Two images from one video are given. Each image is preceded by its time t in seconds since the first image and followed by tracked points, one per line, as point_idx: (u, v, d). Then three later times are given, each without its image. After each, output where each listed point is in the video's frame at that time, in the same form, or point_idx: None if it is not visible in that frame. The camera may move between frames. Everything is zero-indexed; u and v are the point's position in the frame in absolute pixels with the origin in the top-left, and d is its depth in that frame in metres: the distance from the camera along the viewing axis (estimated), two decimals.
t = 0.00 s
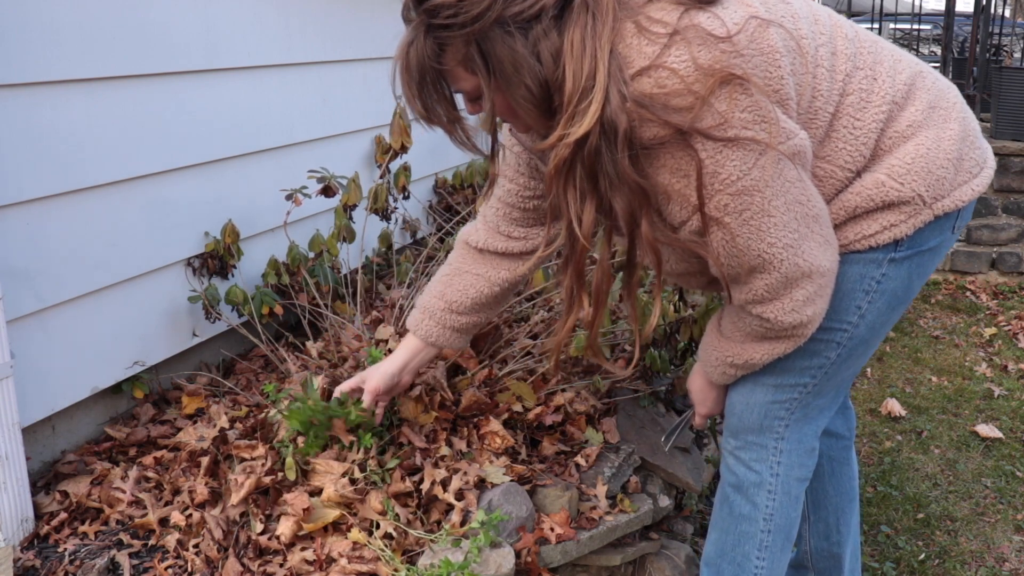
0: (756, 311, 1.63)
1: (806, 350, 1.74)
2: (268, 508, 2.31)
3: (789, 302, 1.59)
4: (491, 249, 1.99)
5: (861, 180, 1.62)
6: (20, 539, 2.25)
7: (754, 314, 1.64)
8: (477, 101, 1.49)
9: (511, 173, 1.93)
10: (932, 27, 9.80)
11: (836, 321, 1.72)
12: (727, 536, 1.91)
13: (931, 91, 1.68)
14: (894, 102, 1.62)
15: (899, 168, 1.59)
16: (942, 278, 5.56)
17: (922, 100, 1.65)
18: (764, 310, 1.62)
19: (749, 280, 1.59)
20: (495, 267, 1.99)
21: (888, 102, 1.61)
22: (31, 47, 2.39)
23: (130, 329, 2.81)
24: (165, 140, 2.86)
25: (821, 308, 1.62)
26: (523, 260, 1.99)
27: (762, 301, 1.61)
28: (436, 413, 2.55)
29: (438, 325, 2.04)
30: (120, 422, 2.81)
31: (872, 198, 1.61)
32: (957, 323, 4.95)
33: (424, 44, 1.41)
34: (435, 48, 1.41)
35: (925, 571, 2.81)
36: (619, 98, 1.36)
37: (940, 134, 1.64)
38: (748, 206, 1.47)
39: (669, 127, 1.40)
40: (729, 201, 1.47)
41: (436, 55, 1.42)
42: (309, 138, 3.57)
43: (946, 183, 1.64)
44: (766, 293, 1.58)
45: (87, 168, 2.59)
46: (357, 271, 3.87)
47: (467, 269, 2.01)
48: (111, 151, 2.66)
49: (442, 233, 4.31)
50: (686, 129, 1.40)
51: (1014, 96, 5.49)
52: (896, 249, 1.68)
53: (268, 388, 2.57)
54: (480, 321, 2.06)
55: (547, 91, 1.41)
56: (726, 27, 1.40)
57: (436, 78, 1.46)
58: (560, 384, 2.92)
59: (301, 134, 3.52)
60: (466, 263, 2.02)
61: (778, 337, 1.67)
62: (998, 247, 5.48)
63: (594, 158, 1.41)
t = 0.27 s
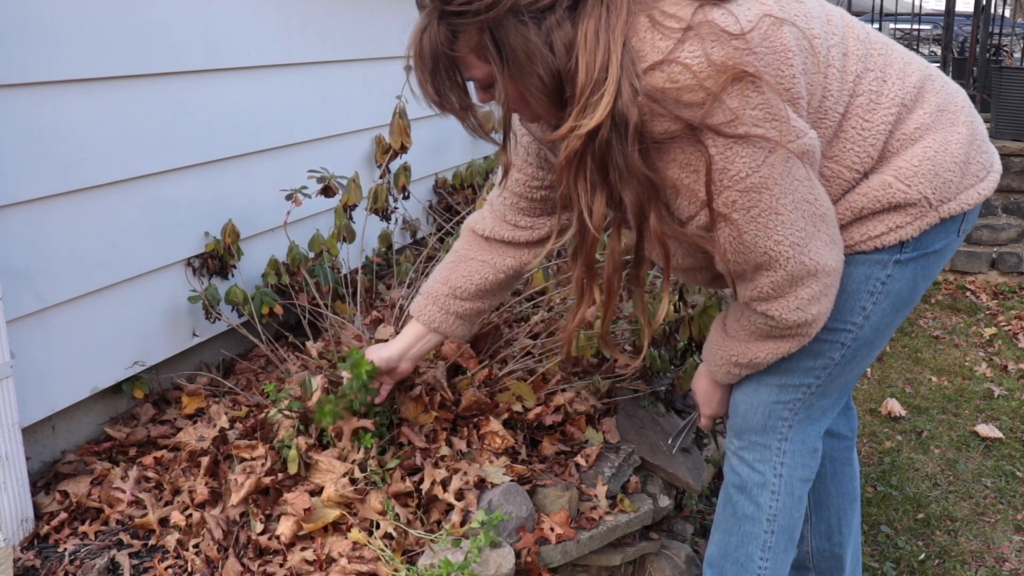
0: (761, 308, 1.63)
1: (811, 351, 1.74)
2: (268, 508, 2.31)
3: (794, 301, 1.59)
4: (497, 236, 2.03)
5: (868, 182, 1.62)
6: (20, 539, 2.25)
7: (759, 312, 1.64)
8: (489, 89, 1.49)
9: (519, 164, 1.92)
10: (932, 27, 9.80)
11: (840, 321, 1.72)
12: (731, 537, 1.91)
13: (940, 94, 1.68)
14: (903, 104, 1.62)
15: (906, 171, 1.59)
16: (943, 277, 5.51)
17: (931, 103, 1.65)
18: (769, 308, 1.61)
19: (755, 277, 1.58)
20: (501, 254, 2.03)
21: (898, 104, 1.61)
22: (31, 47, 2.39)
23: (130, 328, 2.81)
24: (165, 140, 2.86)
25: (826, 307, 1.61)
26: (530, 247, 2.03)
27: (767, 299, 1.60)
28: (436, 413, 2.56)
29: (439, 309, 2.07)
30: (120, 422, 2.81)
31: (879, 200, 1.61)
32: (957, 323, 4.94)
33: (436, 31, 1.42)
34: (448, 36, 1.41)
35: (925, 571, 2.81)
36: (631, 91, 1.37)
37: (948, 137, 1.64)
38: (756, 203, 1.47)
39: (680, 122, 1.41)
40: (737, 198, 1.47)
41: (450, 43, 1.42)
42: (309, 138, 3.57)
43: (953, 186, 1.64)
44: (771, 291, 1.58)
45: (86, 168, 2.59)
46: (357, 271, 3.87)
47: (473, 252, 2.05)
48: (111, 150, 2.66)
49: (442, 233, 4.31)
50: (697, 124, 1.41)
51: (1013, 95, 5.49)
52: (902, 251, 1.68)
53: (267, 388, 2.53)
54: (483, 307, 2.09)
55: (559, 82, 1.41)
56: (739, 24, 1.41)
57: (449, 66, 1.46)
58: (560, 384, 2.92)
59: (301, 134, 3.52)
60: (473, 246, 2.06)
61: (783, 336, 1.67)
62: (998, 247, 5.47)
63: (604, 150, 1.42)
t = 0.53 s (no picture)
0: (764, 307, 1.62)
1: (814, 350, 1.74)
2: (268, 508, 2.31)
3: (798, 299, 1.58)
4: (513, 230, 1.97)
5: (870, 182, 1.62)
6: (20, 540, 2.25)
7: (762, 311, 1.64)
8: (493, 88, 1.48)
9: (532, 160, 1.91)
10: (932, 27, 9.80)
11: (842, 321, 1.72)
12: (732, 537, 1.91)
13: (941, 94, 1.68)
14: (905, 104, 1.62)
15: (909, 170, 1.59)
16: (942, 278, 5.52)
17: (933, 103, 1.65)
18: (772, 307, 1.61)
19: (759, 276, 1.58)
20: (516, 246, 1.98)
21: (900, 103, 1.61)
22: (31, 47, 2.39)
23: (130, 328, 2.81)
24: (165, 140, 2.86)
25: (829, 306, 1.61)
26: (543, 244, 1.99)
27: (771, 298, 1.60)
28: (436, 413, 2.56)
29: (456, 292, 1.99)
30: (120, 422, 2.81)
31: (881, 199, 1.61)
32: (957, 323, 4.94)
33: (440, 29, 1.41)
34: (452, 33, 1.41)
35: (925, 571, 2.81)
36: (637, 89, 1.38)
37: (949, 137, 1.64)
38: (761, 201, 1.47)
39: (685, 121, 1.42)
40: (743, 196, 1.47)
41: (454, 40, 1.42)
42: (309, 138, 3.57)
43: (954, 186, 1.64)
44: (775, 290, 1.58)
45: (86, 168, 2.59)
46: (357, 271, 3.87)
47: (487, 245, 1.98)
48: (111, 151, 2.66)
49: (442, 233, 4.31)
50: (703, 122, 1.40)
51: (1013, 96, 5.49)
52: (903, 250, 1.68)
53: (267, 387, 2.52)
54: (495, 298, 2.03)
55: (563, 80, 1.41)
56: (745, 22, 1.40)
57: (452, 64, 1.45)
58: (560, 383, 2.92)
59: (301, 134, 3.51)
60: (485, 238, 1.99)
61: (785, 336, 1.67)
62: (998, 247, 5.47)
63: (611, 147, 1.42)
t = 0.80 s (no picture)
0: (763, 306, 1.62)
1: (812, 350, 1.74)
2: (268, 508, 2.31)
3: (797, 298, 1.58)
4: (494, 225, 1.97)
5: (868, 180, 1.62)
6: (20, 540, 2.25)
7: (761, 309, 1.63)
8: (493, 85, 1.48)
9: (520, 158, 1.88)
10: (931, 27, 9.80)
11: (841, 321, 1.72)
12: (730, 537, 1.91)
13: (938, 94, 1.68)
14: (903, 103, 1.62)
15: (907, 169, 1.60)
16: (942, 278, 5.53)
17: (930, 102, 1.66)
18: (771, 305, 1.61)
19: (758, 274, 1.58)
20: (496, 242, 1.98)
21: (898, 103, 1.61)
22: (31, 47, 2.39)
23: (130, 329, 2.81)
24: (165, 140, 2.86)
25: (828, 305, 1.61)
26: (523, 239, 2.00)
27: (770, 296, 1.60)
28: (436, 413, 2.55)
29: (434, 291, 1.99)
30: (120, 422, 2.81)
31: (880, 198, 1.61)
32: (957, 323, 4.94)
33: (441, 26, 1.41)
34: (453, 30, 1.41)
35: (925, 571, 2.80)
36: (638, 86, 1.38)
37: (947, 136, 1.64)
38: (762, 199, 1.47)
39: (687, 119, 1.42)
40: (743, 194, 1.47)
41: (454, 37, 1.41)
42: (309, 138, 3.57)
43: (951, 185, 1.64)
44: (775, 288, 1.58)
45: (86, 169, 2.59)
46: (357, 271, 3.87)
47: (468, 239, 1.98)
48: (111, 151, 2.66)
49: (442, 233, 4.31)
50: (704, 120, 1.41)
51: (1013, 96, 5.50)
52: (901, 250, 1.68)
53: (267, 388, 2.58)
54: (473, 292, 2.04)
55: (564, 76, 1.41)
56: (746, 21, 1.41)
57: (452, 61, 1.45)
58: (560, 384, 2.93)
59: (301, 134, 3.51)
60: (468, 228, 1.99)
61: (785, 335, 1.67)
62: (998, 247, 5.47)
63: (611, 144, 1.42)
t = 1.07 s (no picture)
0: (757, 299, 1.62)
1: (809, 348, 1.74)
2: (268, 508, 2.31)
3: (792, 292, 1.58)
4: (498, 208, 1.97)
5: (868, 179, 1.62)
6: (20, 540, 2.25)
7: (756, 303, 1.63)
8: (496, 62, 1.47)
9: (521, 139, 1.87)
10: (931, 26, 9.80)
11: (837, 320, 1.72)
12: (728, 537, 1.92)
13: (940, 95, 1.68)
14: (905, 104, 1.62)
15: (907, 169, 1.60)
16: (942, 278, 5.53)
17: (932, 104, 1.66)
18: (766, 299, 1.61)
19: (753, 267, 1.58)
20: (498, 224, 1.98)
21: (900, 103, 1.61)
22: (31, 47, 2.39)
23: (130, 329, 2.81)
24: (165, 140, 2.86)
25: (823, 301, 1.61)
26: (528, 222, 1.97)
27: (764, 290, 1.60)
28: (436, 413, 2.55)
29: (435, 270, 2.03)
30: (120, 422, 2.81)
31: (879, 198, 1.61)
32: (957, 323, 4.94)
33: None
34: (456, 5, 1.40)
35: (925, 571, 2.80)
36: (640, 71, 1.37)
37: (948, 138, 1.64)
38: (759, 191, 1.47)
39: (687, 107, 1.42)
40: (741, 185, 1.47)
41: (458, 12, 1.41)
42: (309, 138, 3.57)
43: (951, 186, 1.64)
44: (770, 282, 1.58)
45: (86, 169, 2.59)
46: (357, 271, 3.87)
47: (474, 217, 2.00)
48: (111, 151, 2.66)
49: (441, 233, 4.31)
50: (705, 108, 1.41)
51: (1013, 96, 5.49)
52: (899, 250, 1.68)
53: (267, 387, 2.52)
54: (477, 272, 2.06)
55: (566, 56, 1.40)
56: (752, 13, 1.40)
57: (455, 37, 1.44)
58: (560, 384, 2.93)
59: (301, 134, 3.51)
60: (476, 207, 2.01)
61: (781, 330, 1.66)
62: (998, 247, 5.47)
63: (611, 127, 1.41)
